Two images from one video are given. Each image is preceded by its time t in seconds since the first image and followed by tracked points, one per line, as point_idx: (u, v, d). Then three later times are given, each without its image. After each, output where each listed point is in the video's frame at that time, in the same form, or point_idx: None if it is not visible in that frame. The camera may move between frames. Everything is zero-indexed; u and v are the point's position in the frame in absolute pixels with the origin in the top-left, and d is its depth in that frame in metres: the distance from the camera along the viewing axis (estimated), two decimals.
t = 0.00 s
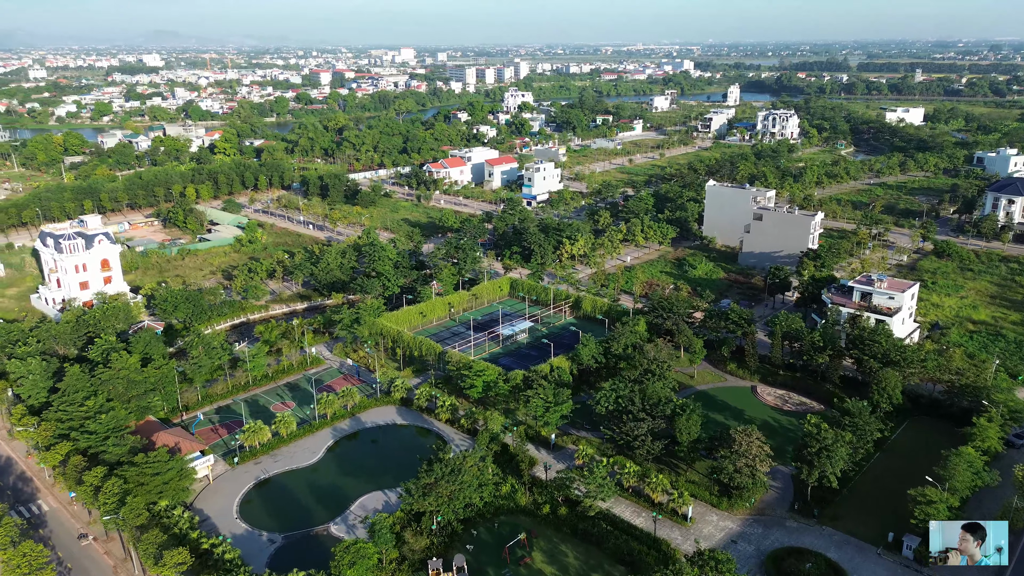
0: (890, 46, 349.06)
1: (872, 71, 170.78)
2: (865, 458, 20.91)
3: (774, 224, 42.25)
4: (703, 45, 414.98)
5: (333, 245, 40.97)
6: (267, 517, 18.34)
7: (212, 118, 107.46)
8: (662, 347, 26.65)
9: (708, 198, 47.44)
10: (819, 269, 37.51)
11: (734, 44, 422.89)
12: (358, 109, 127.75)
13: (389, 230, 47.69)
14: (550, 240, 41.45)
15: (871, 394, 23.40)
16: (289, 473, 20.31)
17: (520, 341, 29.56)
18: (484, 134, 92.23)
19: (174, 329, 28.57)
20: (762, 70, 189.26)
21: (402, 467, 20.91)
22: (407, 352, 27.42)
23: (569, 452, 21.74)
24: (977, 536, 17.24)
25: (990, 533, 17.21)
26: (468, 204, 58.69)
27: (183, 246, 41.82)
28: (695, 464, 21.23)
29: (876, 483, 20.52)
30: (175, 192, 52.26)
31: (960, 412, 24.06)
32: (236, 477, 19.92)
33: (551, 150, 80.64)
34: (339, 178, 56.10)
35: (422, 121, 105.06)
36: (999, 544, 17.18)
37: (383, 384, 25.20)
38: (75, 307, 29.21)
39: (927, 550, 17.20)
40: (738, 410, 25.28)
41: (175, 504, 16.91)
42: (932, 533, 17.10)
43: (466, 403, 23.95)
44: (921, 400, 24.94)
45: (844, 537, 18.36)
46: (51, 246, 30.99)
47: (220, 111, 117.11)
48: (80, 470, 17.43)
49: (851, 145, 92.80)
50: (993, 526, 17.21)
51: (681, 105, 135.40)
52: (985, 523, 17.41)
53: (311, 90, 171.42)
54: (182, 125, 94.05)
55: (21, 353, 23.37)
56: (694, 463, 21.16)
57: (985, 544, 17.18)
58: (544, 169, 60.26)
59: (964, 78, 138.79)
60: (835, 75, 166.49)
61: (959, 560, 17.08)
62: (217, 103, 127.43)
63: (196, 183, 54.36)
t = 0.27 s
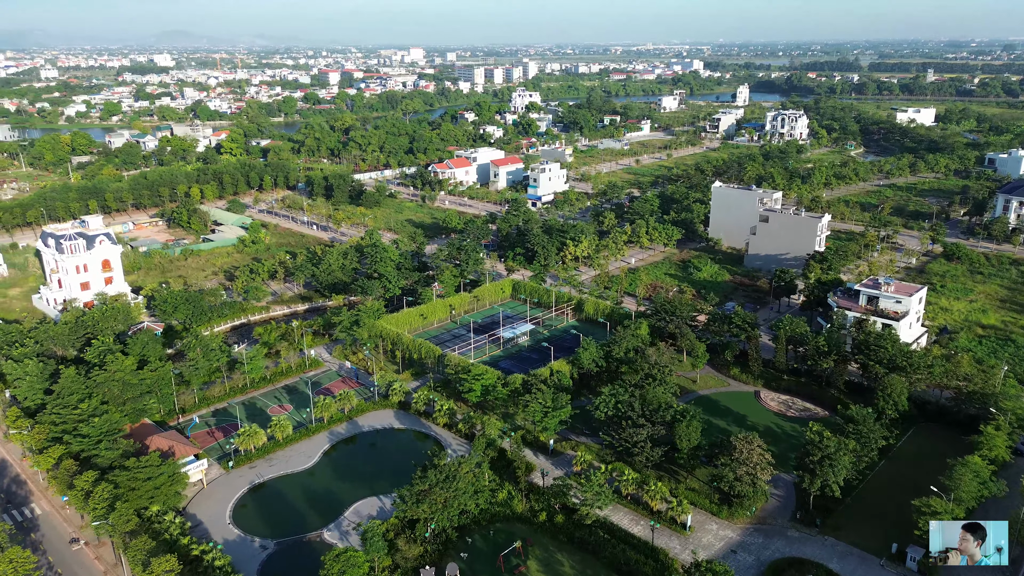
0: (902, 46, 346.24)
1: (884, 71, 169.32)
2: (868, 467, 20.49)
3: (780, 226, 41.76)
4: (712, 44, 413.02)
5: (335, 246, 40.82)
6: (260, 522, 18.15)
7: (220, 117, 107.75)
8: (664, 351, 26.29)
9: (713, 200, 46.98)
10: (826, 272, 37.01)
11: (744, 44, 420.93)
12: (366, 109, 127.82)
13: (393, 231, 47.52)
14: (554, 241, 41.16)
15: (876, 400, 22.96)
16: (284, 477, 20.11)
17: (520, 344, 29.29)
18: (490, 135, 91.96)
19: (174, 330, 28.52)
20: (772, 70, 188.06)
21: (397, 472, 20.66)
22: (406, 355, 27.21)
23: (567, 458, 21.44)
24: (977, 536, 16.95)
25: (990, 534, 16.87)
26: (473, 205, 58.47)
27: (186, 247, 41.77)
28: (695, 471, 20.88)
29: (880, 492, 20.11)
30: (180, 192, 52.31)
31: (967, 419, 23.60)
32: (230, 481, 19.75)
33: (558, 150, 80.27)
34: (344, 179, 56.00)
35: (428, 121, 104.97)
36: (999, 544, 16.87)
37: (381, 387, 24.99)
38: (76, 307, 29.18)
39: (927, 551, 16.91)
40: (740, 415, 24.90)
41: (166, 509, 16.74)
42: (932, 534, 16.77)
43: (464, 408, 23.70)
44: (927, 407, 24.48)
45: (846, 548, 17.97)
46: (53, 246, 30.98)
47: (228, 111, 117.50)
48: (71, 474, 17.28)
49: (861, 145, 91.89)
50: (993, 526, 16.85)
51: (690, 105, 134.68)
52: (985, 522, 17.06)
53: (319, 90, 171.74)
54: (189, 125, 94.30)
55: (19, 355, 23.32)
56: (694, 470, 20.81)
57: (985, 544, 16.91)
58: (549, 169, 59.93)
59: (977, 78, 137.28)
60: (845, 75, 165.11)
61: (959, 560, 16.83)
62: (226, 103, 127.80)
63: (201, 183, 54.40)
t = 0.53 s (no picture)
0: (913, 46, 343.45)
1: (895, 71, 167.84)
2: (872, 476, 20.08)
3: (787, 228, 41.27)
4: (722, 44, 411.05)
5: (338, 247, 40.68)
6: (253, 527, 17.98)
7: (228, 117, 108.03)
8: (666, 354, 25.94)
9: (719, 201, 46.51)
10: (832, 275, 36.52)
11: (753, 43, 418.91)
12: (373, 109, 127.87)
13: (397, 232, 47.36)
14: (557, 242, 40.84)
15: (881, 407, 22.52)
16: (278, 482, 19.94)
17: (521, 347, 29.02)
18: (497, 134, 91.68)
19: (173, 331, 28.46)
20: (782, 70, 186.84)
21: (393, 476, 20.43)
22: (405, 358, 26.99)
23: (566, 463, 21.15)
24: (976, 536, 16.59)
25: (990, 533, 16.48)
26: (478, 205, 58.24)
27: (189, 247, 41.74)
28: (695, 479, 20.53)
29: (884, 501, 19.70)
30: (185, 192, 52.36)
31: (974, 426, 23.13)
32: (225, 485, 19.60)
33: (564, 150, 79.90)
34: (349, 179, 55.87)
35: (435, 121, 104.87)
36: (999, 544, 16.48)
37: (379, 390, 24.78)
38: (76, 307, 29.15)
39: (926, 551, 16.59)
40: (743, 421, 24.51)
41: (158, 514, 16.59)
42: (931, 533, 16.47)
43: (461, 411, 23.46)
44: (934, 414, 24.00)
45: (848, 558, 17.59)
46: (54, 246, 30.99)
47: (236, 110, 117.79)
48: (63, 477, 17.18)
49: (871, 146, 90.99)
50: (993, 526, 16.43)
51: (698, 105, 133.92)
52: (986, 522, 16.66)
53: (328, 90, 172.03)
54: (197, 124, 94.61)
55: (17, 355, 23.29)
56: (694, 477, 20.47)
57: (984, 544, 16.53)
58: (555, 170, 59.59)
59: (989, 78, 135.81)
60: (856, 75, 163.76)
61: (958, 560, 16.50)
62: (234, 103, 128.18)
63: (206, 182, 54.43)
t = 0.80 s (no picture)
0: (927, 46, 340.26)
1: (908, 71, 166.10)
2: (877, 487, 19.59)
3: (794, 231, 40.72)
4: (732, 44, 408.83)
5: (341, 248, 40.51)
6: (244, 534, 17.77)
7: (237, 117, 108.30)
8: (668, 359, 25.55)
9: (726, 203, 45.98)
10: (840, 278, 35.97)
11: (765, 44, 416.39)
12: (382, 109, 127.82)
13: (401, 233, 47.16)
14: (561, 244, 40.50)
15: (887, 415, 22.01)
16: (272, 487, 19.71)
17: (522, 351, 28.73)
18: (504, 135, 91.37)
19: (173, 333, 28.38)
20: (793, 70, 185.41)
21: (387, 483, 20.15)
22: (404, 361, 26.75)
23: (564, 471, 20.81)
24: (976, 536, 16.39)
25: (990, 533, 16.28)
26: (483, 206, 57.96)
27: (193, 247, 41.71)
28: (696, 488, 20.12)
29: (889, 513, 19.23)
30: (190, 192, 52.41)
31: (984, 435, 22.56)
32: (217, 490, 19.40)
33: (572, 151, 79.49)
34: (354, 179, 55.72)
35: (443, 122, 104.67)
36: (999, 544, 16.31)
37: (376, 394, 24.53)
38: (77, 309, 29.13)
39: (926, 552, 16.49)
40: (746, 428, 24.07)
41: (147, 519, 16.43)
42: (930, 533, 16.46)
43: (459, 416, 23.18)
44: (943, 422, 23.45)
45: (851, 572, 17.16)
46: (55, 246, 30.98)
47: (245, 110, 118.11)
48: (53, 482, 17.05)
49: (882, 147, 89.95)
50: (993, 526, 16.24)
51: (708, 105, 133.00)
52: (986, 522, 16.47)
53: (337, 90, 172.32)
54: (206, 124, 94.94)
55: (13, 357, 23.23)
56: (694, 487, 20.06)
57: (985, 544, 16.33)
58: (561, 170, 59.20)
59: (1004, 78, 134.06)
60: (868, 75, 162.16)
61: (959, 561, 16.25)
62: (244, 103, 128.59)
63: (212, 183, 54.47)
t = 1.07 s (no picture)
0: (934, 46, 338.26)
1: (915, 71, 164.99)
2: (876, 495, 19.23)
3: (797, 233, 40.32)
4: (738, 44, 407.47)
5: (340, 249, 40.32)
6: (232, 541, 17.55)
7: (240, 117, 108.26)
8: (666, 363, 25.24)
9: (728, 204, 45.57)
10: (842, 281, 35.58)
11: (770, 44, 414.71)
12: (385, 109, 127.61)
13: (400, 234, 46.92)
14: (561, 246, 40.20)
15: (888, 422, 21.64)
16: (262, 493, 19.49)
17: (519, 354, 28.46)
18: (507, 135, 91.05)
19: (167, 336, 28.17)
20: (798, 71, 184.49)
21: (378, 489, 19.88)
22: (400, 364, 26.52)
23: (558, 478, 20.52)
24: (977, 536, 16.40)
25: (991, 534, 16.32)
26: (484, 207, 57.68)
27: (192, 248, 41.59)
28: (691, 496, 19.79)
29: (888, 523, 18.87)
30: (190, 193, 52.31)
31: (987, 442, 22.16)
32: (207, 496, 19.20)
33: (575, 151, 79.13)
34: (355, 179, 55.50)
35: (446, 122, 104.43)
36: (999, 545, 16.39)
37: (370, 398, 24.29)
38: (72, 310, 29.01)
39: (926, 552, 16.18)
40: (744, 434, 23.74)
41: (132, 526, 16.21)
42: (931, 532, 16.47)
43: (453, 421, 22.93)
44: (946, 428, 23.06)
45: None
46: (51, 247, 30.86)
47: (248, 110, 118.11)
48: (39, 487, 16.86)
49: (888, 147, 89.25)
50: (993, 526, 16.28)
51: (712, 106, 132.37)
52: (985, 522, 16.53)
53: (342, 90, 172.35)
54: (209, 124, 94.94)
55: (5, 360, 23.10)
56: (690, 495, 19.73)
57: (985, 544, 16.34)
58: (563, 171, 58.86)
59: (1011, 79, 132.95)
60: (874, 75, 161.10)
61: (960, 560, 15.92)
62: (247, 102, 128.63)
63: (212, 183, 54.33)
